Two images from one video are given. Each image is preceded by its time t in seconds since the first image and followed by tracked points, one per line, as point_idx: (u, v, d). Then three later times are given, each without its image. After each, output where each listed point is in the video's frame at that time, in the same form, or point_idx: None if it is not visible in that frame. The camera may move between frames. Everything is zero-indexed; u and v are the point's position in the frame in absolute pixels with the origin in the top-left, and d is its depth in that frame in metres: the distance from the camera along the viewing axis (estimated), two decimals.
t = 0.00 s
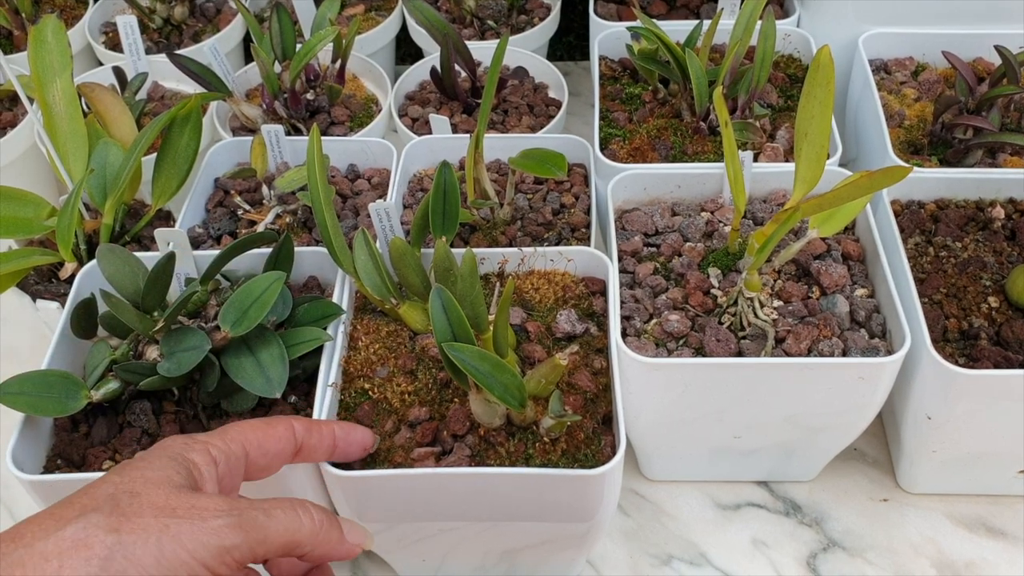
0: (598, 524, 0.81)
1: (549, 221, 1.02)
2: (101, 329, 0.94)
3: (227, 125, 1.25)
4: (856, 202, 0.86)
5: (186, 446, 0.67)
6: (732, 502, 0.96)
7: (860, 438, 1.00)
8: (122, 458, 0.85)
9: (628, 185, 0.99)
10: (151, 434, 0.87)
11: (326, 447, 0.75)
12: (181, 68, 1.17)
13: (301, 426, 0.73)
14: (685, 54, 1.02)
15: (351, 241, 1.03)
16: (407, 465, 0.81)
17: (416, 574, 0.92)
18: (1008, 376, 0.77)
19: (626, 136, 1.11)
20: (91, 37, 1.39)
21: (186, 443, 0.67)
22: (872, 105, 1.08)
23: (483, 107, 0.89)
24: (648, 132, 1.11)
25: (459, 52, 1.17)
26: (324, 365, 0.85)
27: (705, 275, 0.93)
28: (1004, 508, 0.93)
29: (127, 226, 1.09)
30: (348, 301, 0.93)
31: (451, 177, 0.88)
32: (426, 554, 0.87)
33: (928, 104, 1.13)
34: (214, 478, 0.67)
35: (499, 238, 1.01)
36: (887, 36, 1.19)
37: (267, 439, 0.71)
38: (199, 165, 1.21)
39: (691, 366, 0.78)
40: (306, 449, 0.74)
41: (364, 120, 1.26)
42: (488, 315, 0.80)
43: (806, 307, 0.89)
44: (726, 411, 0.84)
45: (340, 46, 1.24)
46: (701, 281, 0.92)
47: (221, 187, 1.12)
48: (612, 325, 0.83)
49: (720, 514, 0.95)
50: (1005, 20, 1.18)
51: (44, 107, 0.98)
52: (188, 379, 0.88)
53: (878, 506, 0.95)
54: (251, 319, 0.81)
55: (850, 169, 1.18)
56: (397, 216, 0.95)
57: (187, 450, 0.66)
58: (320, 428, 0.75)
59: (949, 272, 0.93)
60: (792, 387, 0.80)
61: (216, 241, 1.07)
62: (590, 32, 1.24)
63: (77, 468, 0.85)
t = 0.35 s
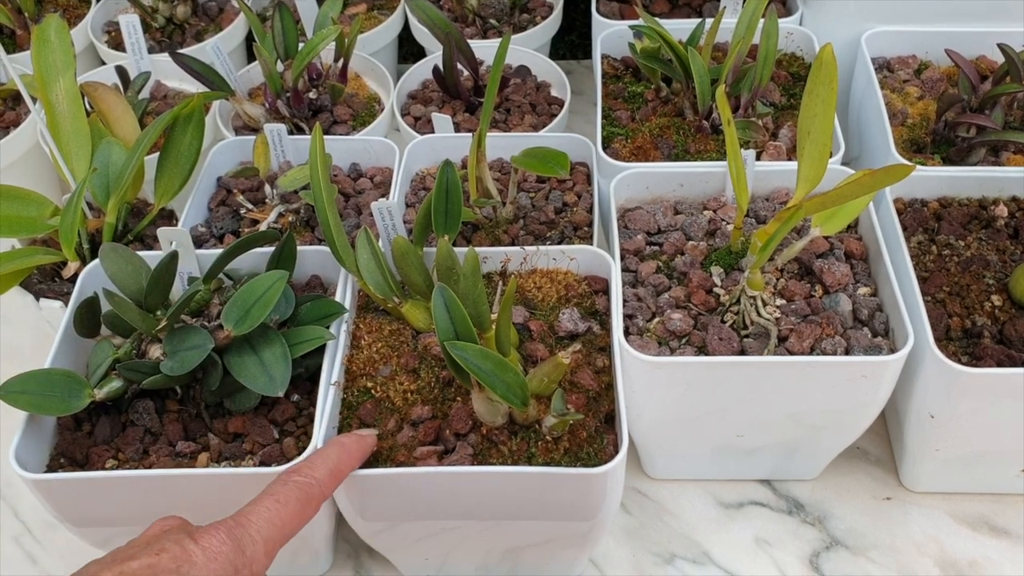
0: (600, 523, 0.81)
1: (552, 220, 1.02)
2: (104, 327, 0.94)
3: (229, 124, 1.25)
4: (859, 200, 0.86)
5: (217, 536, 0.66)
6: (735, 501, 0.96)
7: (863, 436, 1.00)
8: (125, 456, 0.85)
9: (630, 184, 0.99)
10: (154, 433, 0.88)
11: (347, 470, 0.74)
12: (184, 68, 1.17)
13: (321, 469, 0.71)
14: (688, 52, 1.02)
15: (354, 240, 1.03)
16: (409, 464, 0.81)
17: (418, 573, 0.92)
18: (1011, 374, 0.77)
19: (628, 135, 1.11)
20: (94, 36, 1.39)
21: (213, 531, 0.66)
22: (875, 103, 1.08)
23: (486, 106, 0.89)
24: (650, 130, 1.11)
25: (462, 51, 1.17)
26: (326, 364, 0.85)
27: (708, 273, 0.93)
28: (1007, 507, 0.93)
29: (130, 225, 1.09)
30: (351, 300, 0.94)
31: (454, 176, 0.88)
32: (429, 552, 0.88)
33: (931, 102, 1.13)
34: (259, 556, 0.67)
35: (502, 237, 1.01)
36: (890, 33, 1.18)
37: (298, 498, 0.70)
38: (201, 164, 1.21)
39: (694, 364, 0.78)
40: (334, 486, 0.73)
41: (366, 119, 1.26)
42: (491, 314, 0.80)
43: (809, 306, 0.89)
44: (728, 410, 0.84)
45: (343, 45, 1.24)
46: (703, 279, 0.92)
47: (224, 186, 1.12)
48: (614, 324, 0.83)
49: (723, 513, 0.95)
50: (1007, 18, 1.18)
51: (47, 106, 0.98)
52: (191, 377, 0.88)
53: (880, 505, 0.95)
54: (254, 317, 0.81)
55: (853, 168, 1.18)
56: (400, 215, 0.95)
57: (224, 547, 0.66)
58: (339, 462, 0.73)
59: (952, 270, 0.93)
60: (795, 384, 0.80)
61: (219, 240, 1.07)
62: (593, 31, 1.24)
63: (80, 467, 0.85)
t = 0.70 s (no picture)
0: (604, 521, 0.81)
1: (554, 219, 1.02)
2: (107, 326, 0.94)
3: (232, 123, 1.25)
4: (862, 198, 0.86)
5: (236, 557, 0.66)
6: (738, 499, 0.96)
7: (866, 435, 1.00)
8: (128, 455, 0.86)
9: (632, 182, 0.99)
10: (157, 432, 0.88)
11: (353, 473, 0.74)
12: (186, 67, 1.17)
13: (329, 478, 0.71)
14: (690, 51, 1.02)
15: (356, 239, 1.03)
16: (412, 463, 0.81)
17: (421, 572, 0.92)
18: (1015, 372, 0.77)
19: (630, 133, 1.10)
20: (97, 36, 1.39)
21: (232, 553, 0.66)
22: (878, 101, 1.07)
23: (488, 104, 0.88)
24: (653, 129, 1.11)
25: (464, 49, 1.17)
26: (329, 362, 0.85)
27: (710, 272, 0.93)
28: (1011, 505, 0.93)
29: (133, 224, 1.09)
30: (353, 299, 0.94)
31: (456, 174, 0.88)
32: (431, 551, 0.88)
33: (934, 100, 1.13)
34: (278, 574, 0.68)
35: (504, 236, 1.00)
36: (892, 31, 1.18)
37: (309, 511, 0.70)
38: (204, 163, 1.22)
39: (696, 362, 0.78)
40: (343, 490, 0.73)
41: (369, 117, 1.26)
42: (493, 313, 0.80)
43: (812, 304, 0.89)
44: (731, 408, 0.84)
45: (345, 44, 1.24)
46: (706, 278, 0.92)
47: (227, 186, 1.12)
48: (617, 322, 0.83)
49: (726, 511, 0.95)
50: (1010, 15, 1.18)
51: (50, 106, 0.98)
52: (194, 376, 0.88)
53: (883, 504, 0.95)
54: (257, 316, 0.81)
55: (856, 166, 1.17)
56: (402, 214, 0.95)
57: (244, 568, 0.66)
58: (345, 466, 0.73)
59: (955, 268, 0.93)
60: (798, 382, 0.80)
61: (222, 239, 1.07)
62: (595, 29, 1.24)
63: (84, 466, 0.85)
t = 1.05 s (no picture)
0: (607, 519, 0.81)
1: (557, 217, 1.02)
2: (111, 325, 0.94)
3: (235, 123, 1.25)
4: (866, 196, 0.86)
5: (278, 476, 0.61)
6: (741, 498, 0.96)
7: (869, 433, 1.00)
8: (132, 455, 0.86)
9: (635, 181, 0.99)
10: (161, 431, 0.88)
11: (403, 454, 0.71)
12: (189, 66, 1.17)
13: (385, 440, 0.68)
14: (693, 49, 1.02)
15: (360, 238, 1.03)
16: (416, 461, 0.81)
17: (424, 570, 0.92)
18: (1018, 371, 0.77)
19: (633, 132, 1.10)
20: (100, 36, 1.39)
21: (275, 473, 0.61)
22: (881, 98, 1.07)
23: (491, 103, 0.88)
24: (656, 127, 1.11)
25: (467, 48, 1.17)
26: (333, 361, 0.85)
27: (713, 270, 0.93)
28: (1015, 503, 0.93)
29: (136, 224, 1.10)
30: (357, 298, 0.94)
31: (459, 173, 0.88)
32: (435, 550, 0.88)
33: (937, 97, 1.13)
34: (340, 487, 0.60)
35: (507, 235, 1.00)
36: (895, 30, 1.18)
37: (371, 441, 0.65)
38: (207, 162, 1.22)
39: (700, 361, 0.78)
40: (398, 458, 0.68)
41: (371, 117, 1.26)
42: (497, 311, 0.80)
43: (815, 303, 0.89)
44: (735, 406, 0.84)
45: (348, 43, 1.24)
46: (710, 276, 0.92)
47: (230, 185, 1.12)
48: (620, 320, 0.83)
49: (729, 509, 0.95)
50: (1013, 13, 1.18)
51: (53, 105, 0.98)
52: (197, 375, 0.88)
53: (887, 502, 0.95)
54: (260, 315, 0.81)
55: (859, 164, 1.17)
56: (405, 213, 0.95)
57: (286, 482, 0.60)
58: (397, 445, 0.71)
59: (958, 267, 0.93)
60: (801, 380, 0.80)
61: (225, 238, 1.07)
62: (598, 27, 1.24)
63: (87, 465, 0.85)
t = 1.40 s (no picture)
0: (607, 520, 0.81)
1: (557, 217, 1.02)
2: (111, 325, 0.94)
3: (235, 123, 1.25)
4: (865, 195, 0.86)
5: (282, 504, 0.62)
6: (741, 498, 0.96)
7: (869, 433, 1.00)
8: (132, 455, 0.86)
9: (635, 181, 0.99)
10: (161, 431, 0.88)
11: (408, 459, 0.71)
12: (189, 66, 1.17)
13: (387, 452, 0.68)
14: (693, 49, 1.02)
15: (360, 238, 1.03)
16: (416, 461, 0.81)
17: (424, 570, 0.92)
18: (1017, 371, 0.77)
19: (633, 131, 1.10)
20: (100, 36, 1.39)
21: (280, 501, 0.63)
22: (881, 98, 1.07)
23: (491, 102, 0.88)
24: (655, 127, 1.11)
25: (467, 48, 1.17)
26: (333, 361, 0.85)
27: (713, 270, 0.93)
28: (1015, 503, 0.93)
29: (136, 224, 1.10)
30: (356, 298, 0.94)
31: (459, 173, 0.88)
32: (435, 550, 0.88)
33: (937, 97, 1.13)
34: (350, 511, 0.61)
35: (507, 235, 1.00)
36: (895, 30, 1.19)
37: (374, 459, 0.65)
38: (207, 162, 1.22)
39: (701, 361, 0.78)
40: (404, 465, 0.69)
41: (371, 117, 1.26)
42: (496, 311, 0.80)
43: (815, 303, 0.89)
44: (735, 406, 0.84)
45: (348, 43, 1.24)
46: (709, 276, 0.92)
47: (230, 185, 1.12)
48: (620, 320, 0.83)
49: (730, 509, 0.95)
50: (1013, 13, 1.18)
51: (53, 106, 0.98)
52: (197, 375, 0.88)
53: (887, 502, 0.95)
54: (260, 315, 0.81)
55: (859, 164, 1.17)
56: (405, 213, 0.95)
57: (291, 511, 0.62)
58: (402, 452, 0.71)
59: (958, 266, 0.93)
60: (802, 380, 0.80)
61: (225, 238, 1.07)
62: (598, 27, 1.24)
63: (87, 465, 0.85)
